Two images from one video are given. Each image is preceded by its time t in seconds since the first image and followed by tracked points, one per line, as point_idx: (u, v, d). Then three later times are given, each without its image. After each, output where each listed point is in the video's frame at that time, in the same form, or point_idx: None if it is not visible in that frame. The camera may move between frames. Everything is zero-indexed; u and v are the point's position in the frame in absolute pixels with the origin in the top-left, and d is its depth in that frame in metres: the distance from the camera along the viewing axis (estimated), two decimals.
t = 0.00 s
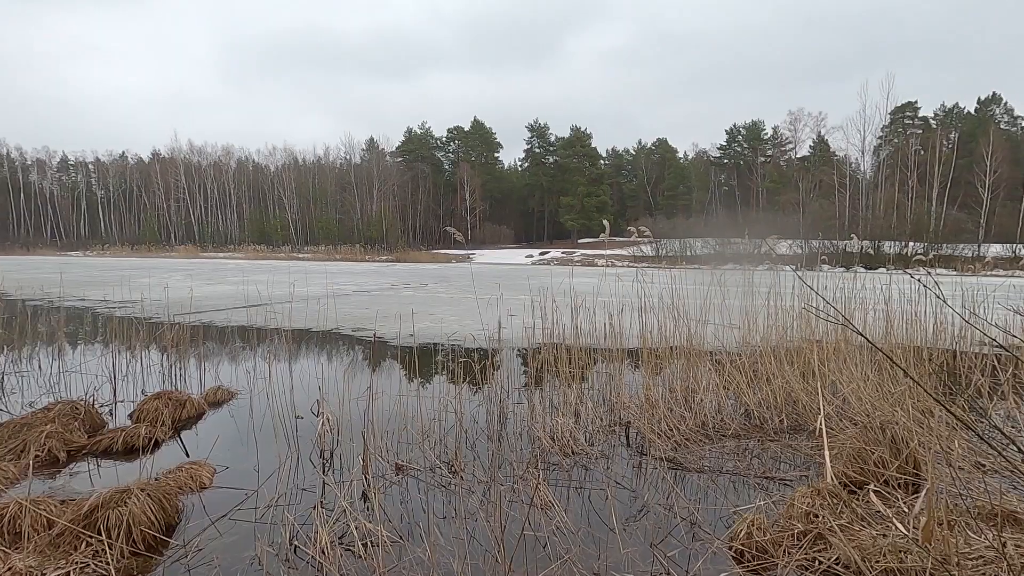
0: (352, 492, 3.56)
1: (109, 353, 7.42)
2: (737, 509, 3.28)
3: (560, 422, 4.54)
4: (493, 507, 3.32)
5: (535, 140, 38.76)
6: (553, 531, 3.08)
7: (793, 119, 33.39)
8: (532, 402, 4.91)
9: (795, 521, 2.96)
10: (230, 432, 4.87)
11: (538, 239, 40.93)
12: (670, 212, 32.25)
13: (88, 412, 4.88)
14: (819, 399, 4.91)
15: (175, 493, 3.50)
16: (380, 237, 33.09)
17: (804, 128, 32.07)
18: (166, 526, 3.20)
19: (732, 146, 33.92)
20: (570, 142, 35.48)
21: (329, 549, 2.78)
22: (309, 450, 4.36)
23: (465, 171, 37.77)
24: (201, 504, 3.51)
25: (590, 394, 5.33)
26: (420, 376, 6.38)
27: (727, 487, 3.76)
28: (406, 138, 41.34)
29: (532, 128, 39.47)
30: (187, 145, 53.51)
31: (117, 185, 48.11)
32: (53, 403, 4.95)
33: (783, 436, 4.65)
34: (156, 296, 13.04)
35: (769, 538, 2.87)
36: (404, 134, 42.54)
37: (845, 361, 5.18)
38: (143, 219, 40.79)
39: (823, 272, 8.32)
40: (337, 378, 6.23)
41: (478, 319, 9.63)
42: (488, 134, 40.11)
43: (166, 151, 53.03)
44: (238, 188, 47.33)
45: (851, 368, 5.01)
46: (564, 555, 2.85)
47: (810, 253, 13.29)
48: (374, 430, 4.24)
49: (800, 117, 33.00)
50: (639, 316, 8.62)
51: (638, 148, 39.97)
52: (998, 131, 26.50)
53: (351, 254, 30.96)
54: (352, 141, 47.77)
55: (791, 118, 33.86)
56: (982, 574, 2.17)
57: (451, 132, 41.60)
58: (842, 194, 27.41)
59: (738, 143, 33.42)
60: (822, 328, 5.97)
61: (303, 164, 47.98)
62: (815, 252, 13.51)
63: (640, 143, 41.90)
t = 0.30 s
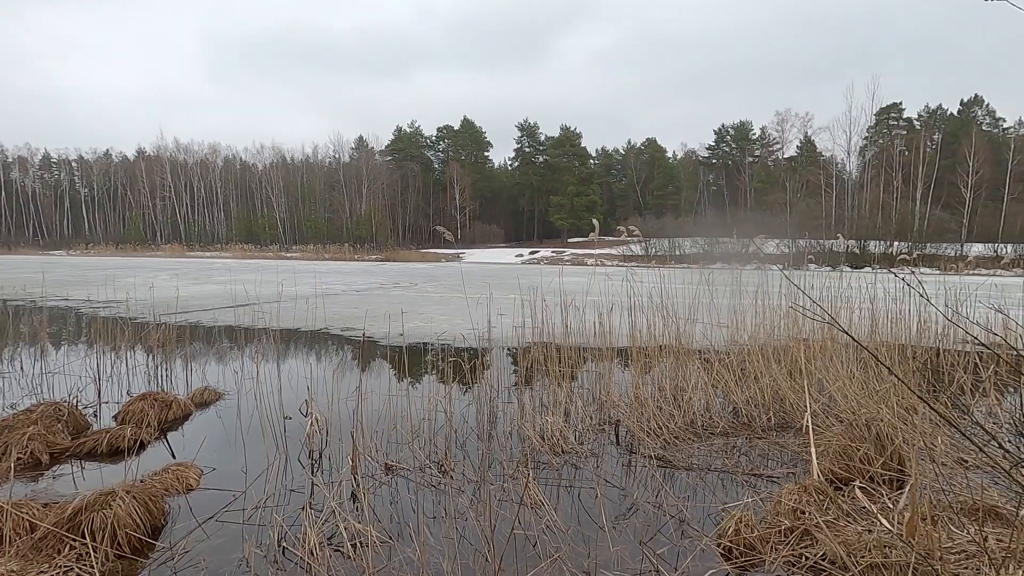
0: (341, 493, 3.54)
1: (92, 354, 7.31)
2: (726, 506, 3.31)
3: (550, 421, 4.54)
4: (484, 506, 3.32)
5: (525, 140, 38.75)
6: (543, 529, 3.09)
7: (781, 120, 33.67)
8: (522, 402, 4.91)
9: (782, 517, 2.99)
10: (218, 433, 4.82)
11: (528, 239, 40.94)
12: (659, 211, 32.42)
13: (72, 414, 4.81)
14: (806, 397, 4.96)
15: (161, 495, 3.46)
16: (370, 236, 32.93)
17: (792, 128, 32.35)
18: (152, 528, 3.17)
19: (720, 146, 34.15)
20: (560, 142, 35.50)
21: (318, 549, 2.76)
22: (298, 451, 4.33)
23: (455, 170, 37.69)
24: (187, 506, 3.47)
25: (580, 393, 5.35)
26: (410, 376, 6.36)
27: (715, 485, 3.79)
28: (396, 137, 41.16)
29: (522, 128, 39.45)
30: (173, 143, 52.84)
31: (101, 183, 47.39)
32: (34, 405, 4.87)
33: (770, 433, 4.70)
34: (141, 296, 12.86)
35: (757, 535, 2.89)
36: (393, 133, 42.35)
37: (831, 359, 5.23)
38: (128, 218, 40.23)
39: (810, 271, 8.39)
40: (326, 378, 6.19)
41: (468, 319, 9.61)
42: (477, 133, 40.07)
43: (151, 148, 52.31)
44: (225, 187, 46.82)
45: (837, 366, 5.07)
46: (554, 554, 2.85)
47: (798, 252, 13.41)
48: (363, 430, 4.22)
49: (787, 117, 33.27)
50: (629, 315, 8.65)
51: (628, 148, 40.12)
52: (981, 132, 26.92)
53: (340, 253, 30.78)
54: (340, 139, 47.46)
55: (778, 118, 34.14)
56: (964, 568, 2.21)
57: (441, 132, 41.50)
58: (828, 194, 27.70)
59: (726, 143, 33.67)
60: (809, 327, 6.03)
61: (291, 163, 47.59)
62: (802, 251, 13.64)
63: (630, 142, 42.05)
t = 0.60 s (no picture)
0: (332, 493, 3.53)
1: (79, 355, 7.22)
2: (716, 503, 3.33)
3: (542, 420, 4.56)
4: (475, 504, 3.32)
5: (517, 139, 38.75)
6: (535, 528, 3.09)
7: (770, 120, 33.88)
8: (514, 400, 4.91)
9: (772, 514, 3.01)
10: (207, 434, 4.78)
11: (520, 238, 40.94)
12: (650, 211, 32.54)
13: (58, 415, 4.75)
14: (795, 395, 5.00)
15: (150, 496, 3.42)
16: (361, 235, 32.77)
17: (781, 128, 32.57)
18: (141, 530, 3.14)
19: (711, 146, 34.36)
20: (551, 141, 35.52)
21: (309, 550, 2.75)
22: (289, 451, 4.31)
23: (447, 169, 37.59)
24: (176, 508, 3.44)
25: (571, 391, 5.36)
26: (402, 375, 6.34)
27: (706, 482, 3.82)
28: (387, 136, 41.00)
29: (513, 127, 39.42)
30: (161, 141, 52.32)
31: (87, 182, 46.79)
32: (18, 407, 4.80)
33: (760, 430, 4.74)
34: (128, 296, 12.71)
35: (747, 532, 2.92)
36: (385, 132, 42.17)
37: (820, 357, 5.28)
38: (115, 217, 39.76)
39: (800, 270, 8.44)
40: (317, 378, 6.15)
41: (460, 318, 9.59)
42: (469, 132, 40.04)
43: (138, 146, 51.77)
44: (214, 185, 46.38)
45: (826, 364, 5.12)
46: (546, 551, 2.86)
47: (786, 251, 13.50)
48: (354, 428, 4.20)
49: (777, 117, 33.49)
50: (620, 314, 8.67)
51: (619, 147, 40.23)
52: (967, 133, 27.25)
53: (331, 253, 30.61)
54: (331, 138, 47.20)
55: (768, 118, 34.34)
56: (950, 562, 2.24)
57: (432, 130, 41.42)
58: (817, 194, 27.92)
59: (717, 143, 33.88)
60: (798, 325, 6.07)
61: (281, 161, 47.25)
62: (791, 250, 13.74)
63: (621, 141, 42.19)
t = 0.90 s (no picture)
0: (324, 493, 3.52)
1: (68, 355, 7.15)
2: (708, 501, 3.35)
3: (535, 419, 4.56)
4: (468, 505, 3.32)
5: (509, 138, 38.76)
6: (528, 527, 3.09)
7: (761, 119, 34.07)
8: (507, 400, 4.92)
9: (763, 511, 3.03)
10: (198, 434, 4.75)
11: (513, 237, 40.93)
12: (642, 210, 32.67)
13: (45, 417, 4.69)
14: (786, 393, 5.03)
15: (139, 498, 3.39)
16: (353, 234, 32.66)
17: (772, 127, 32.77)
18: (130, 532, 3.11)
19: (702, 146, 34.56)
20: (544, 141, 35.58)
21: (301, 550, 2.73)
22: (281, 451, 4.29)
23: (439, 167, 37.53)
24: (166, 509, 3.41)
25: (564, 390, 5.37)
26: (394, 375, 6.32)
27: (698, 479, 3.84)
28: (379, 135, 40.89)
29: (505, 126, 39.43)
30: (150, 140, 51.85)
31: (75, 180, 46.29)
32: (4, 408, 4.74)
33: (751, 428, 4.77)
34: (117, 295, 12.60)
35: (738, 528, 2.94)
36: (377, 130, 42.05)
37: (810, 355, 5.32)
38: (104, 216, 39.36)
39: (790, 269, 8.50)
40: (309, 378, 6.12)
41: (453, 317, 9.58)
42: (461, 131, 40.02)
43: (127, 145, 51.26)
44: (204, 184, 46.01)
45: (816, 362, 5.15)
46: (539, 550, 2.86)
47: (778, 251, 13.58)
48: (346, 428, 4.19)
49: (768, 117, 33.68)
50: (612, 313, 8.70)
51: (611, 147, 40.35)
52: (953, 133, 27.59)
53: (323, 252, 30.49)
54: (322, 136, 46.99)
55: (759, 118, 34.55)
56: (937, 557, 2.27)
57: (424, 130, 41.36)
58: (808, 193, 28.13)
59: (708, 142, 34.09)
60: (789, 323, 6.12)
61: (272, 160, 46.96)
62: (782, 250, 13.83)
63: (613, 141, 42.32)
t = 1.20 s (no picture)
0: (314, 495, 3.50)
1: (53, 356, 7.06)
2: (698, 499, 3.37)
3: (526, 418, 4.56)
4: (459, 505, 3.32)
5: (500, 137, 38.76)
6: (519, 527, 3.10)
7: (750, 120, 34.31)
8: (498, 400, 4.92)
9: (752, 508, 3.06)
10: (186, 436, 4.70)
11: (504, 237, 40.90)
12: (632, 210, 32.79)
13: (30, 419, 4.63)
14: (775, 391, 5.07)
15: (126, 501, 3.35)
16: (343, 234, 32.49)
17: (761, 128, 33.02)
18: (117, 536, 3.08)
19: (692, 146, 34.79)
20: (535, 140, 35.63)
21: (290, 553, 2.72)
22: (270, 453, 4.26)
23: (429, 167, 37.44)
24: (154, 512, 3.37)
25: (555, 389, 5.39)
26: (385, 375, 6.30)
27: (689, 478, 3.86)
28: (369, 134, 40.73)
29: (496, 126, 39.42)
30: (137, 139, 51.28)
31: (60, 179, 45.66)
32: None
33: (741, 426, 4.81)
34: (103, 296, 12.44)
35: (728, 526, 2.96)
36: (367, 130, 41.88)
37: (798, 353, 5.37)
38: (90, 216, 38.86)
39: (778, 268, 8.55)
40: (299, 379, 6.09)
41: (444, 317, 9.56)
42: (452, 131, 39.99)
43: (113, 143, 50.65)
44: (192, 184, 45.56)
45: (804, 360, 5.20)
46: (530, 550, 2.87)
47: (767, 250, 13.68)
48: (336, 429, 4.16)
49: (757, 117, 33.92)
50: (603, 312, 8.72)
51: (601, 147, 40.47)
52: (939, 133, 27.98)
53: (313, 251, 30.30)
54: (312, 136, 46.72)
55: (748, 118, 34.80)
56: (924, 552, 2.30)
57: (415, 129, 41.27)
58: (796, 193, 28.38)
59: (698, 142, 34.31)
60: (778, 322, 6.17)
61: (261, 160, 46.61)
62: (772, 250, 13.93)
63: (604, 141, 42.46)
